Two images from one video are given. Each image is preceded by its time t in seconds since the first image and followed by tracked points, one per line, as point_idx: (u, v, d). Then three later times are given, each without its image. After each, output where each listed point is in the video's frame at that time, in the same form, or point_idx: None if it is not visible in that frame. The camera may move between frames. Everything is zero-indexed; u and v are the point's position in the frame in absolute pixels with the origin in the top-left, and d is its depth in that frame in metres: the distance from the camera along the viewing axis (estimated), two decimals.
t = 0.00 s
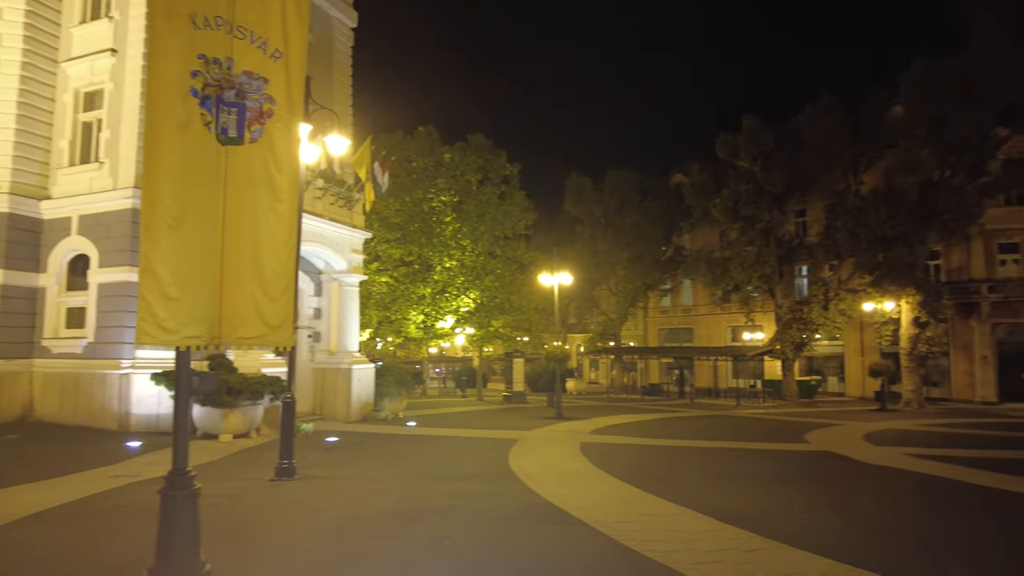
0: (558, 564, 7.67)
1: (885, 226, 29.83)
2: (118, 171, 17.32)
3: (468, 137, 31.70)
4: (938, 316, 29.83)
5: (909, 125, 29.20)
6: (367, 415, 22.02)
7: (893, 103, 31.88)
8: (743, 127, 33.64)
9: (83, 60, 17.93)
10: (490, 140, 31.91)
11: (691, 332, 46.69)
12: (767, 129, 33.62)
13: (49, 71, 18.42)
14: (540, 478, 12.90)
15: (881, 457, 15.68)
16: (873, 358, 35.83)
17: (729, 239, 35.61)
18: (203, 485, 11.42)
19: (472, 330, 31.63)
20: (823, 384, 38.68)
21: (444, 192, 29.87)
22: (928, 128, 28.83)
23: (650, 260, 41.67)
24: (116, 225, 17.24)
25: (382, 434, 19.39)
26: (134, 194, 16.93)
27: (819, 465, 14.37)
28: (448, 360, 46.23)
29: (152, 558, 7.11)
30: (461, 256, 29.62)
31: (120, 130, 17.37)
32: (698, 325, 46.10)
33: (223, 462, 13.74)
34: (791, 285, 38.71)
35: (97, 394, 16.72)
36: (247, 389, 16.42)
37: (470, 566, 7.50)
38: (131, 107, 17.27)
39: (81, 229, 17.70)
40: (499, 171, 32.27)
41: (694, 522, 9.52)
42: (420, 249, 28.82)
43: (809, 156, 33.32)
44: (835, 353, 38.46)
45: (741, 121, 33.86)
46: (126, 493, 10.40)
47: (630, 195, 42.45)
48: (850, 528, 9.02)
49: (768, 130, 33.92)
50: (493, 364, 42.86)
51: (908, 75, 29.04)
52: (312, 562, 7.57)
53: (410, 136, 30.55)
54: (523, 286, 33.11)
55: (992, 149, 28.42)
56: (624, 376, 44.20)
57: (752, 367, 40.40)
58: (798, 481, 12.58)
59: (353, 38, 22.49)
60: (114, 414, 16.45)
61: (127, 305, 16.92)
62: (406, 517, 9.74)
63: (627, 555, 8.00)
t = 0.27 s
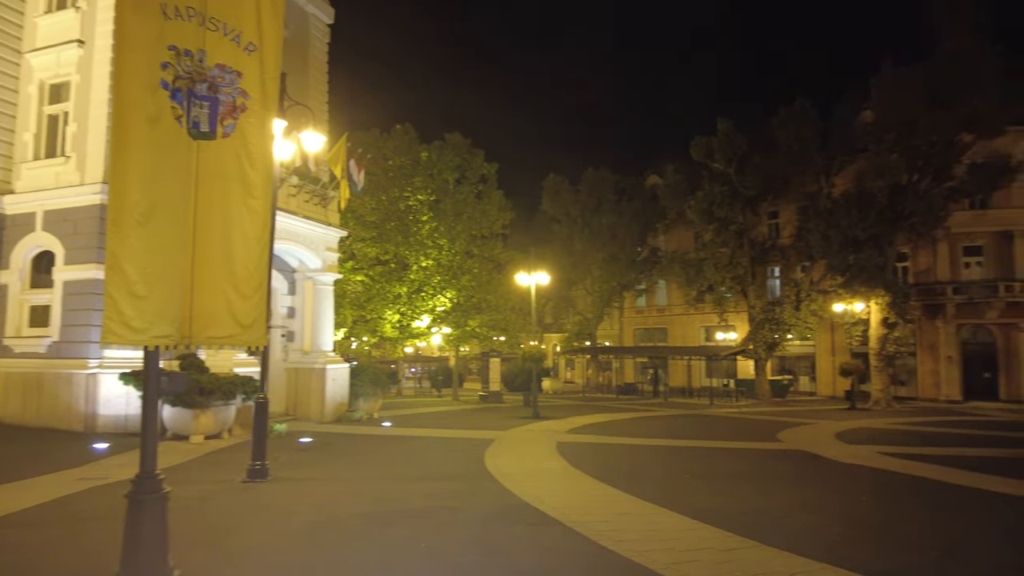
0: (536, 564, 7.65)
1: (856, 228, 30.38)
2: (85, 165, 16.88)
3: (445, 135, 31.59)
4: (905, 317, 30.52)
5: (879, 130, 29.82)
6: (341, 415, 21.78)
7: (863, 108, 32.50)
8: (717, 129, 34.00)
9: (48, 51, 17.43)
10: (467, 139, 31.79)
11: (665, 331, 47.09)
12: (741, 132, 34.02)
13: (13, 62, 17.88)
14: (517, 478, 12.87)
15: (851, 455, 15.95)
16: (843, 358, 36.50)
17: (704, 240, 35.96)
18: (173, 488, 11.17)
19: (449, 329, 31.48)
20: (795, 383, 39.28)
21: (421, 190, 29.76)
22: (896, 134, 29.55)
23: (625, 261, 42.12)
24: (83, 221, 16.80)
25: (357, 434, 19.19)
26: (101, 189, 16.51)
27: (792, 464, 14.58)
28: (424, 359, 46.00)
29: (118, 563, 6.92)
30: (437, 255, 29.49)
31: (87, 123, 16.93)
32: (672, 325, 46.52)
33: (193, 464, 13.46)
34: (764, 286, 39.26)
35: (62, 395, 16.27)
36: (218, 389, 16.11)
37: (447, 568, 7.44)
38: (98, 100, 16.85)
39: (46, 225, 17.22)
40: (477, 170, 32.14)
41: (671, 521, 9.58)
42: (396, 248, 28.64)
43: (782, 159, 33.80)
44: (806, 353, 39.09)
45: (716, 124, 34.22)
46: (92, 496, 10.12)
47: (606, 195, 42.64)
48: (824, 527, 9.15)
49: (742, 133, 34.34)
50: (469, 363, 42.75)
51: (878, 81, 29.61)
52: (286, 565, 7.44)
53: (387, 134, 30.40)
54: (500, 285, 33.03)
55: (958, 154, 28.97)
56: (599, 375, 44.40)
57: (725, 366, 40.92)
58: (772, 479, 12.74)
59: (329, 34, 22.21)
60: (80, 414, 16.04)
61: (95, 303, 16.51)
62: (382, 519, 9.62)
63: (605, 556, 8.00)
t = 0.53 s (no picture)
0: (510, 566, 7.58)
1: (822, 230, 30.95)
2: (43, 158, 16.31)
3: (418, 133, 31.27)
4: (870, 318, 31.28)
5: (845, 134, 30.47)
6: (310, 416, 21.43)
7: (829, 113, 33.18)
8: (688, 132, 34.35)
9: (4, 39, 16.80)
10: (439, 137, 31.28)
11: (636, 331, 47.47)
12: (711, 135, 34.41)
13: None
14: (490, 478, 12.79)
15: (818, 453, 16.23)
16: (809, 358, 37.20)
17: (674, 242, 36.32)
18: (135, 491, 10.85)
19: (420, 329, 31.25)
20: (762, 382, 39.91)
21: (393, 188, 29.43)
22: (861, 139, 30.26)
23: (597, 261, 42.31)
24: (41, 216, 16.23)
25: (326, 435, 18.91)
26: (60, 183, 15.97)
27: (760, 462, 14.79)
28: (394, 359, 45.60)
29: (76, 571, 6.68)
30: (409, 254, 29.29)
31: (45, 114, 16.36)
32: (642, 325, 46.91)
33: (157, 466, 13.10)
34: (732, 287, 39.83)
35: (18, 396, 15.70)
36: (183, 389, 15.73)
37: (419, 570, 7.34)
38: (57, 91, 16.29)
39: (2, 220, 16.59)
40: (449, 170, 31.76)
41: (643, 521, 9.63)
42: (367, 246, 28.43)
43: (751, 162, 34.29)
44: (773, 353, 39.75)
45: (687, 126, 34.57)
46: (49, 500, 9.77)
47: (578, 196, 42.79)
48: (794, 525, 9.28)
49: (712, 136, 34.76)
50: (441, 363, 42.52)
51: (845, 86, 30.20)
52: (253, 570, 7.27)
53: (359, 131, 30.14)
54: (472, 285, 32.88)
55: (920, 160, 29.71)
56: (570, 375, 44.55)
57: (695, 366, 41.40)
58: (741, 478, 12.89)
59: (299, 29, 21.81)
60: (37, 416, 15.49)
61: (52, 301, 15.96)
62: (352, 521, 9.46)
63: (578, 556, 7.99)
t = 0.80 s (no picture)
0: (478, 567, 7.51)
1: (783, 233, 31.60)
2: None
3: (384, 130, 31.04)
4: (828, 319, 32.13)
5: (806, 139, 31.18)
6: (272, 418, 20.97)
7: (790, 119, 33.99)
8: (654, 135, 34.72)
9: None
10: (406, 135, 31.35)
11: (601, 332, 47.82)
12: (676, 138, 34.83)
13: None
14: (456, 479, 12.69)
15: (779, 452, 16.52)
16: (770, 358, 37.96)
17: (639, 243, 36.71)
18: (87, 496, 10.45)
19: (385, 329, 30.90)
20: (724, 382, 40.59)
21: (357, 186, 29.08)
22: (820, 144, 31.07)
23: (565, 261, 42.50)
24: None
25: (289, 437, 18.55)
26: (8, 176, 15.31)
27: (724, 461, 15.01)
28: (359, 360, 45.07)
29: None
30: (375, 253, 29.08)
31: None
32: (608, 325, 47.29)
33: (110, 470, 12.65)
34: (696, 288, 40.42)
35: None
36: (140, 389, 15.31)
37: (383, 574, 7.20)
38: (5, 80, 15.62)
39: None
40: (415, 167, 31.76)
41: (611, 520, 9.66)
42: (331, 245, 27.91)
43: (715, 165, 34.83)
44: (734, 353, 40.47)
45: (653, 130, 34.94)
46: None
47: (545, 197, 42.90)
48: (758, 523, 9.41)
49: (677, 139, 35.20)
50: (406, 363, 42.20)
51: (806, 93, 30.87)
52: None
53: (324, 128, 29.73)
54: (438, 284, 32.67)
55: (877, 165, 30.53)
56: (536, 375, 44.65)
57: (659, 366, 41.89)
58: (706, 477, 13.05)
59: (263, 22, 21.31)
60: None
61: None
62: (317, 524, 9.28)
63: (546, 557, 7.95)
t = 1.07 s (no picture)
0: (444, 570, 7.44)
1: (745, 236, 32.21)
2: None
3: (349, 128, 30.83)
4: (787, 320, 32.79)
5: (767, 144, 31.84)
6: (231, 420, 20.46)
7: (752, 124, 34.50)
8: (619, 138, 35.03)
9: None
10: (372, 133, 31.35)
11: (567, 332, 48.08)
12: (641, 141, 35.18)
13: None
14: (421, 482, 12.57)
15: (740, 451, 16.82)
16: (732, 358, 38.67)
17: (604, 245, 36.99)
18: (33, 505, 10.00)
19: (349, 330, 30.46)
20: (686, 382, 41.19)
21: (320, 183, 28.54)
22: (782, 149, 31.56)
23: (530, 262, 42.52)
24: None
25: (248, 439, 18.15)
26: None
27: (688, 461, 15.21)
28: (322, 360, 44.40)
29: None
30: (338, 252, 28.62)
31: None
32: (573, 326, 47.57)
33: (58, 476, 12.15)
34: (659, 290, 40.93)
35: None
36: (92, 391, 14.82)
37: None
38: None
39: None
40: (381, 166, 31.70)
41: (577, 521, 9.71)
42: (293, 243, 27.38)
43: (679, 168, 35.30)
44: (696, 353, 41.10)
45: (618, 132, 35.23)
46: None
47: (511, 197, 42.90)
48: (721, 521, 9.56)
49: (642, 142, 35.57)
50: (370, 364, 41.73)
51: (767, 99, 31.50)
52: None
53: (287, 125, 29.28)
54: (403, 284, 32.40)
55: (835, 171, 31.33)
56: (502, 375, 44.63)
57: (623, 367, 42.30)
58: (670, 476, 13.20)
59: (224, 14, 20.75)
60: None
61: None
62: (279, 530, 9.07)
63: (513, 559, 7.92)
